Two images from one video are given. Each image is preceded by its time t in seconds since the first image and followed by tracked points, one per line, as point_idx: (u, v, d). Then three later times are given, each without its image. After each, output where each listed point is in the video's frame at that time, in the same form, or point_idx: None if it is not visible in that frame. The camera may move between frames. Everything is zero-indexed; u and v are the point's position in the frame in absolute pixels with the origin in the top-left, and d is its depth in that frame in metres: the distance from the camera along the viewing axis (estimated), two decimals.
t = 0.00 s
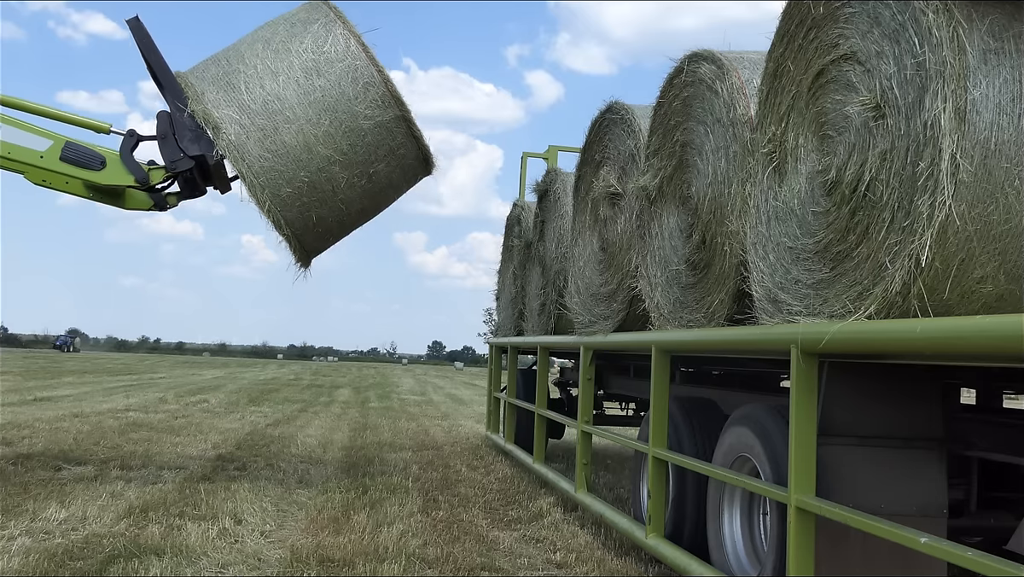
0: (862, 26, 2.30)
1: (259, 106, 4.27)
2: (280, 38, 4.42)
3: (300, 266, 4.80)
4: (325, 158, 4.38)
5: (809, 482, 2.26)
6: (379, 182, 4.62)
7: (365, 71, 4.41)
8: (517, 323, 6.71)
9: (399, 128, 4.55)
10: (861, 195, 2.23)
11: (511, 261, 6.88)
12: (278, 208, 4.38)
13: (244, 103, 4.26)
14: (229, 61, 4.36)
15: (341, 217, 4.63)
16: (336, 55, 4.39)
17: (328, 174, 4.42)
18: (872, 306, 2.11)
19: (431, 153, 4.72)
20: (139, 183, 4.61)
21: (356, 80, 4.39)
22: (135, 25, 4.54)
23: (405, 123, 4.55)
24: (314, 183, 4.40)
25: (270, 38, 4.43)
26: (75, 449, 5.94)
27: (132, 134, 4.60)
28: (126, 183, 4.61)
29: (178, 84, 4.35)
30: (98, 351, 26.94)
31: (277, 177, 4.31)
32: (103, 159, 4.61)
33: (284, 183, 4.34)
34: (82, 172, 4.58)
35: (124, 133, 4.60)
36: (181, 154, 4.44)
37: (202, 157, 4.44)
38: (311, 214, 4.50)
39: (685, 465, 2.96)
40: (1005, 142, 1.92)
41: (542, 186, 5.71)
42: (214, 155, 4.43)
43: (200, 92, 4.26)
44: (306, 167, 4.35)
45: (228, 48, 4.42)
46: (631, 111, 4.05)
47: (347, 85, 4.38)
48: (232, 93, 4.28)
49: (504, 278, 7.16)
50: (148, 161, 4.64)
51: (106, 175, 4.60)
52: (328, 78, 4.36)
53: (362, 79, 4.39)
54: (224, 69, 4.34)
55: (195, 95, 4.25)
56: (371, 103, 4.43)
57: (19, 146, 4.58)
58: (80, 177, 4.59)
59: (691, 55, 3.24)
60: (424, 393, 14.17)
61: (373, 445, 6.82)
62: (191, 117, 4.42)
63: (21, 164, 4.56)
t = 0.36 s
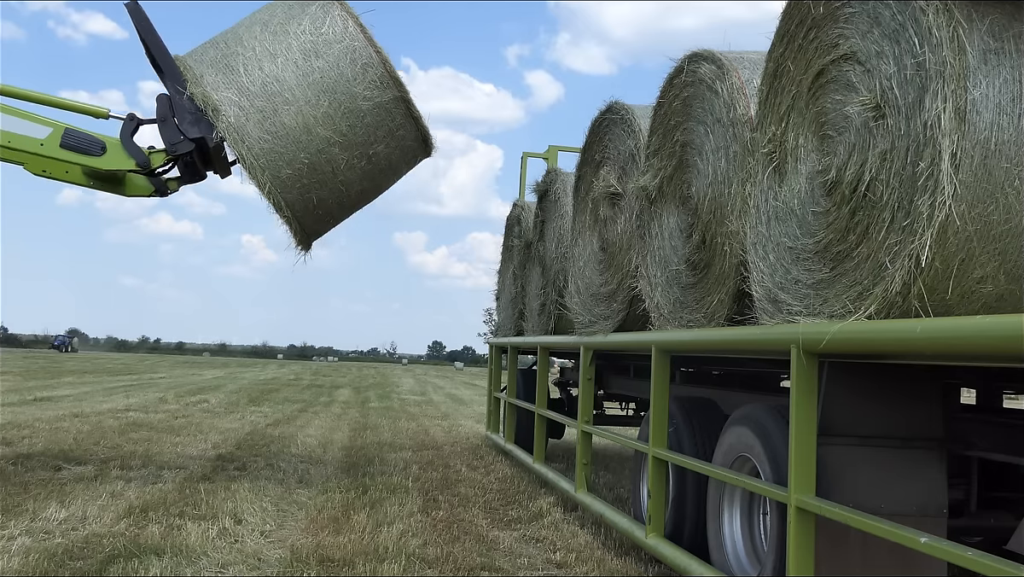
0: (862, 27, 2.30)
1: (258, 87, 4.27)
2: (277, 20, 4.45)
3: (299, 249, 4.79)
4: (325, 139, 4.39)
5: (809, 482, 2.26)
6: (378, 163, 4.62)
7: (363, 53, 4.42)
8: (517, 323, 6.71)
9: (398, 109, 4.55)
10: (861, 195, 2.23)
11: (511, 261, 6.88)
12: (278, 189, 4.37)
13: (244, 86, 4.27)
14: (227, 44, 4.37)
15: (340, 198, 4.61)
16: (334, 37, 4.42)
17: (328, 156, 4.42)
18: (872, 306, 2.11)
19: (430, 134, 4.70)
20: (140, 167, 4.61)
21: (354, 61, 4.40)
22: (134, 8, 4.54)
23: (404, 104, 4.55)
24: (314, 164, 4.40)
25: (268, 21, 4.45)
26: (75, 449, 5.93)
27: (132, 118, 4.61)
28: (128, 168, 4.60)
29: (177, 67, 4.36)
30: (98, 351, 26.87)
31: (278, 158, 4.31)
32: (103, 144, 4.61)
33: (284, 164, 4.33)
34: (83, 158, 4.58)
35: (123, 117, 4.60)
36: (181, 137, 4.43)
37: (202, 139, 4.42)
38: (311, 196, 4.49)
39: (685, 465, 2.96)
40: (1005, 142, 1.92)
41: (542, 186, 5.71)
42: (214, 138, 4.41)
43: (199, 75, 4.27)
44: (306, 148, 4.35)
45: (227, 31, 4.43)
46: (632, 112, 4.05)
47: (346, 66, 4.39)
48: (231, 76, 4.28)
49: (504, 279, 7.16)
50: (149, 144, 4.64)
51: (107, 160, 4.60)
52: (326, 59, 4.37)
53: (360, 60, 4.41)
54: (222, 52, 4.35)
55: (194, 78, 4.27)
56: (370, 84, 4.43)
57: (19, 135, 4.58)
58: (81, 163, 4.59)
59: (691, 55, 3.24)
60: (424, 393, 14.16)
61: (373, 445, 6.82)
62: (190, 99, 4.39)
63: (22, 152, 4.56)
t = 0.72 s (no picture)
0: (862, 26, 2.30)
1: (271, 74, 4.28)
2: (289, 7, 4.46)
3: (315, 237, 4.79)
4: (338, 125, 4.39)
5: (809, 482, 2.26)
6: (390, 149, 4.61)
7: (375, 38, 4.42)
8: (517, 323, 6.71)
9: (411, 95, 4.55)
10: (861, 195, 2.23)
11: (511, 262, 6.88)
12: (292, 175, 4.37)
13: (257, 73, 4.27)
14: (239, 32, 4.39)
15: (353, 182, 4.59)
16: (346, 23, 4.43)
17: (341, 142, 4.43)
18: (872, 306, 2.11)
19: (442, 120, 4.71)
20: (160, 154, 4.64)
21: (366, 47, 4.41)
22: None
23: (416, 90, 4.55)
24: (328, 150, 4.41)
25: (280, 9, 4.47)
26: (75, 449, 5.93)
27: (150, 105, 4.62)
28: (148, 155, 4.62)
29: (190, 51, 4.35)
30: (98, 351, 26.88)
31: (292, 145, 4.32)
32: (121, 133, 4.62)
33: (298, 151, 4.34)
34: (102, 148, 4.59)
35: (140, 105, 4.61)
36: (199, 122, 4.44)
37: (219, 126, 4.44)
38: (325, 180, 4.48)
39: (685, 465, 2.95)
40: (1005, 142, 1.92)
41: (542, 185, 5.72)
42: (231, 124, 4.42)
43: (213, 62, 4.28)
44: (319, 134, 4.36)
45: (239, 19, 4.44)
46: (631, 111, 4.05)
47: (358, 52, 4.40)
48: (245, 63, 4.29)
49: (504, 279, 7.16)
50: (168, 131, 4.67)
51: (126, 148, 4.62)
52: (338, 45, 4.39)
53: (372, 46, 4.41)
54: (235, 40, 4.36)
55: (207, 65, 4.27)
56: (383, 70, 4.43)
57: (36, 127, 4.55)
58: (101, 152, 4.60)
59: (691, 55, 3.24)
60: (424, 393, 14.16)
61: (373, 445, 6.82)
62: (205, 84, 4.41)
63: (42, 144, 4.55)
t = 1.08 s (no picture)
0: (862, 26, 2.30)
1: (313, 70, 4.29)
2: (327, 5, 4.47)
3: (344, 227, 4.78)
4: (377, 120, 4.40)
5: (808, 482, 2.26)
6: (425, 143, 4.62)
7: (412, 36, 4.45)
8: (517, 323, 6.70)
9: (446, 90, 4.57)
10: (861, 195, 2.23)
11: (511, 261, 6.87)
12: (333, 169, 4.36)
13: (299, 69, 4.28)
14: (279, 29, 4.40)
15: (389, 175, 4.58)
16: (384, 21, 4.45)
17: (380, 136, 4.43)
18: (872, 306, 2.11)
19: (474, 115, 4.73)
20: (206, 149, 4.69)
21: (404, 44, 4.44)
22: None
23: (451, 86, 4.58)
24: (367, 144, 4.41)
25: (318, 6, 4.48)
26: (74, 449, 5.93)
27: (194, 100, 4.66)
28: (194, 151, 4.67)
29: (233, 48, 4.41)
30: (98, 351, 26.88)
31: (333, 139, 4.32)
32: (168, 130, 4.66)
33: (338, 145, 4.34)
34: (150, 145, 4.62)
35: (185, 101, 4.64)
36: (243, 118, 4.52)
37: (262, 120, 4.52)
38: (363, 175, 4.47)
39: (685, 465, 2.95)
40: (1005, 142, 1.92)
41: (542, 185, 5.71)
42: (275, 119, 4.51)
43: (255, 59, 4.29)
44: (359, 128, 4.36)
45: (277, 16, 4.46)
46: (631, 111, 4.05)
47: (396, 49, 4.42)
48: (286, 59, 4.30)
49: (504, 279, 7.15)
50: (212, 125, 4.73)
51: (174, 145, 4.66)
52: (377, 43, 4.40)
53: (409, 43, 4.44)
54: (276, 37, 4.37)
55: (249, 61, 4.29)
56: (419, 66, 4.46)
57: (85, 126, 4.57)
58: (148, 149, 4.63)
59: (691, 55, 3.24)
60: (424, 393, 14.16)
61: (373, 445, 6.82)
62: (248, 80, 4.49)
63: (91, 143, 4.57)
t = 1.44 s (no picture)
0: (862, 26, 2.30)
1: (362, 74, 4.37)
2: (371, 10, 4.55)
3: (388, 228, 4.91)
4: (425, 120, 4.49)
5: (808, 482, 2.26)
6: (468, 140, 4.73)
7: (456, 38, 4.56)
8: (517, 323, 6.70)
9: (488, 89, 4.67)
10: (861, 195, 2.23)
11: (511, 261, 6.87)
12: (384, 168, 4.45)
13: (349, 73, 4.36)
14: (326, 35, 4.47)
15: (434, 173, 4.67)
16: (428, 24, 4.54)
17: (429, 135, 4.52)
18: (872, 306, 2.11)
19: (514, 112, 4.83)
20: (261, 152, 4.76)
21: (448, 46, 4.54)
22: None
23: (493, 85, 4.68)
24: (416, 143, 4.49)
25: (362, 12, 4.55)
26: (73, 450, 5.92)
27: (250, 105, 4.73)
28: (250, 154, 4.74)
29: (284, 54, 4.44)
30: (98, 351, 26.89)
31: (384, 140, 4.40)
32: (225, 135, 4.73)
33: (389, 145, 4.42)
34: (209, 149, 4.69)
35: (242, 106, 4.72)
36: (296, 122, 4.54)
37: (315, 124, 4.55)
38: (412, 173, 4.56)
39: (685, 465, 2.95)
40: (1005, 142, 1.92)
41: (542, 186, 5.71)
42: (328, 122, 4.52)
43: (306, 64, 4.37)
44: (409, 129, 4.45)
45: (324, 23, 4.53)
46: (631, 111, 4.05)
47: (441, 51, 4.52)
48: (335, 64, 4.38)
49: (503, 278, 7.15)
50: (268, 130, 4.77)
51: (232, 150, 4.73)
52: (423, 45, 4.49)
53: (453, 45, 4.54)
54: (324, 43, 4.45)
55: (300, 66, 4.37)
56: (463, 66, 4.57)
57: (144, 132, 4.62)
58: (207, 154, 4.70)
59: (690, 55, 3.24)
60: (424, 393, 14.16)
61: (373, 445, 6.82)
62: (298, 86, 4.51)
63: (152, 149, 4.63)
